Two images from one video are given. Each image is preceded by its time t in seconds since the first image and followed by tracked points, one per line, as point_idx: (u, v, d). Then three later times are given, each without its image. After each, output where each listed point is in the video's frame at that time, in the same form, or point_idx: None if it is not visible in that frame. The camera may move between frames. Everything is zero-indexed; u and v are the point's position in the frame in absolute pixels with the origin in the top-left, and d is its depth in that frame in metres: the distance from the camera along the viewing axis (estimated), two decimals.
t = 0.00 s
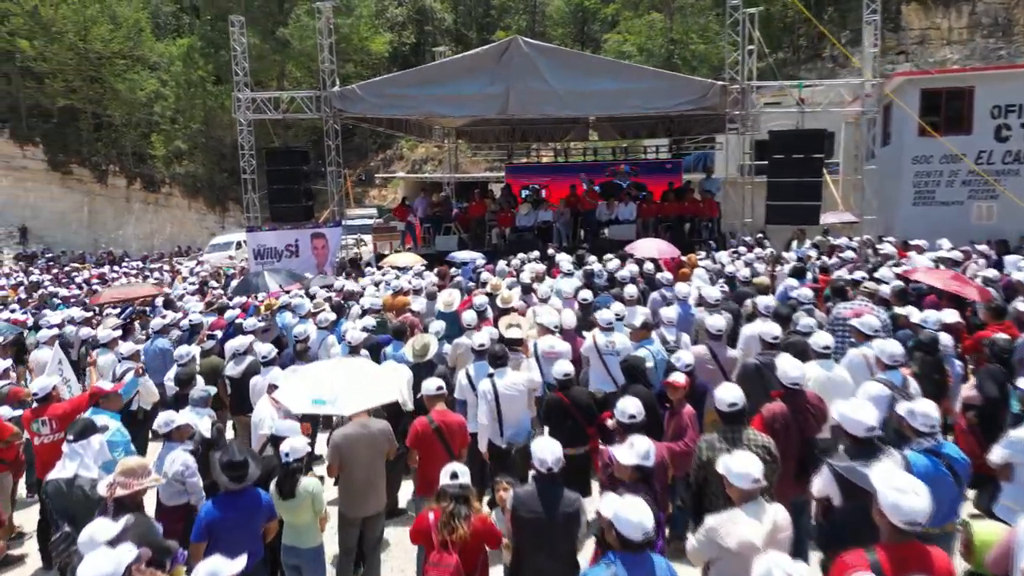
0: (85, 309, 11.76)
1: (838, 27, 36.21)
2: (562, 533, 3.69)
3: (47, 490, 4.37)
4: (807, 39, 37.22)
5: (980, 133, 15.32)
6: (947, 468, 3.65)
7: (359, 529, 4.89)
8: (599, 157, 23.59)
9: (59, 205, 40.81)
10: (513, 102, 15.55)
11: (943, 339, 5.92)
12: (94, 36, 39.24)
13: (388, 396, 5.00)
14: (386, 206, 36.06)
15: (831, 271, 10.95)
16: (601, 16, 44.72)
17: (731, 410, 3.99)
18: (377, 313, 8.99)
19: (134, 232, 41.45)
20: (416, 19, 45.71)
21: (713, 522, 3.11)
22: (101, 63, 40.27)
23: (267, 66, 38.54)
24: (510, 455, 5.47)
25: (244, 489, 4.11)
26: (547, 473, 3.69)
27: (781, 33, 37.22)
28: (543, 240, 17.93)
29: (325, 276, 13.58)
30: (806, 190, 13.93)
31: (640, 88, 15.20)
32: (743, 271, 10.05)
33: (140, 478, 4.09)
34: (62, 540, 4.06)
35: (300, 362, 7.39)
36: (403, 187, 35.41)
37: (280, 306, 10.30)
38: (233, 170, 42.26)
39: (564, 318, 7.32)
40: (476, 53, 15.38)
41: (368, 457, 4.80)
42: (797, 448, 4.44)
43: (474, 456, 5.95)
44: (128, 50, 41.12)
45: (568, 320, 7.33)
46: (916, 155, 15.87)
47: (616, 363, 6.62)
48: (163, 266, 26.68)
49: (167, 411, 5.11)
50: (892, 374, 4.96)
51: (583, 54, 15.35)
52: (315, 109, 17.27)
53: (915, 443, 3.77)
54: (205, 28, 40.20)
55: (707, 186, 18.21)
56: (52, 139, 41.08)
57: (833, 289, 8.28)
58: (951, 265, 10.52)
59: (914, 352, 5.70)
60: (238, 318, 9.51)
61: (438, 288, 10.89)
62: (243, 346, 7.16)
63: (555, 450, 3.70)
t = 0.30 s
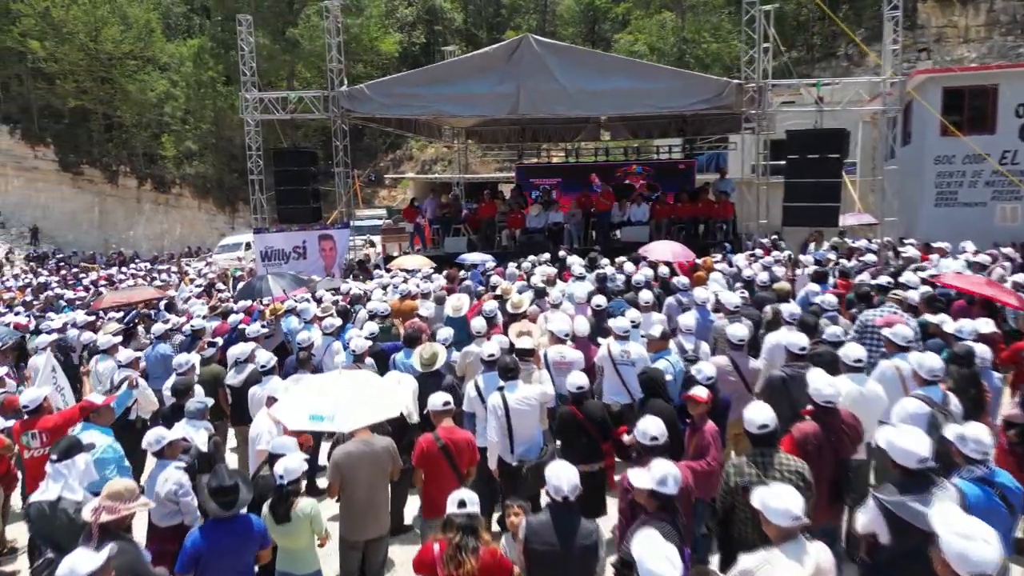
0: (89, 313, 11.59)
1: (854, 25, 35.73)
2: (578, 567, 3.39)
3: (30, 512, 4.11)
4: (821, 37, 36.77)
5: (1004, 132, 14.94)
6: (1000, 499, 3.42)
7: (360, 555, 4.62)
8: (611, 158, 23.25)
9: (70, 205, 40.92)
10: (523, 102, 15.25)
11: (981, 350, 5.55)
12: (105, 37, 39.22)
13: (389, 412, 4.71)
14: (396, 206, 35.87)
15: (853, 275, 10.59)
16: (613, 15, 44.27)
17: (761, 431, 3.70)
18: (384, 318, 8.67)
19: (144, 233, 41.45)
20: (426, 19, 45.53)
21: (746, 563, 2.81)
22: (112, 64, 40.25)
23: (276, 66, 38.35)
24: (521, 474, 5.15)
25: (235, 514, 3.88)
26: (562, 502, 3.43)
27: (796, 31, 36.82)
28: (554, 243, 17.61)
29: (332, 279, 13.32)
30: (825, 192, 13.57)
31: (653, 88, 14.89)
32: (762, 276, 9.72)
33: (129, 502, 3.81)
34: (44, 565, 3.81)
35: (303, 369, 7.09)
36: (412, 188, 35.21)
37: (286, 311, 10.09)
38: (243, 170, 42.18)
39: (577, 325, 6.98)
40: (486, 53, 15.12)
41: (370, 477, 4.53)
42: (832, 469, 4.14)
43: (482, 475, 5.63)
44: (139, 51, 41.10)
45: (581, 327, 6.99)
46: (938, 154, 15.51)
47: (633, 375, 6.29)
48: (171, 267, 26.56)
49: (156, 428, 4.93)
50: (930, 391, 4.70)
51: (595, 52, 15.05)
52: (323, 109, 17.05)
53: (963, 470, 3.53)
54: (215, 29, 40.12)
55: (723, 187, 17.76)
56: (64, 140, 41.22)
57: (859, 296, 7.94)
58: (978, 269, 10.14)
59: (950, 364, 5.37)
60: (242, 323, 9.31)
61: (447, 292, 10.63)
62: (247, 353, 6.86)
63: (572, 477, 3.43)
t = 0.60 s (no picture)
0: (87, 316, 11.36)
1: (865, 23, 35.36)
2: None
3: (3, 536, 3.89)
4: (832, 36, 36.44)
5: None
6: None
7: None
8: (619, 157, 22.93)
9: (77, 205, 40.86)
10: (530, 101, 14.95)
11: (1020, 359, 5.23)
12: (112, 37, 39.11)
13: (388, 427, 4.41)
14: (402, 207, 35.64)
15: (872, 278, 10.27)
16: (620, 14, 43.92)
17: (794, 453, 3.37)
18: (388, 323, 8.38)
19: (151, 233, 41.36)
20: (433, 18, 45.36)
21: None
22: (119, 65, 40.08)
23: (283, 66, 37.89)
24: (531, 492, 4.84)
25: (223, 541, 3.62)
26: (577, 532, 3.14)
27: (806, 30, 36.48)
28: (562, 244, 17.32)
29: (335, 281, 13.07)
30: (841, 191, 13.24)
31: (664, 85, 14.57)
32: (779, 279, 9.40)
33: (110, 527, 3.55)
34: None
35: (303, 376, 6.80)
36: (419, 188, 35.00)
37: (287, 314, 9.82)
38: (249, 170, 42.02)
39: (588, 329, 6.64)
40: (492, 50, 14.85)
41: (369, 496, 4.25)
42: (866, 491, 3.87)
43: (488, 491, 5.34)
44: (146, 52, 40.95)
45: (592, 333, 6.65)
46: (958, 153, 15.15)
47: (648, 384, 5.99)
48: (176, 268, 26.38)
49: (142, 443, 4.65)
50: (970, 406, 4.43)
51: (604, 49, 14.74)
52: (328, 108, 16.79)
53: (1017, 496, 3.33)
54: (222, 28, 39.95)
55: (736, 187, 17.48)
56: (71, 140, 41.20)
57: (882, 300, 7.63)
58: (1003, 272, 9.80)
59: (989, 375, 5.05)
60: (242, 327, 9.05)
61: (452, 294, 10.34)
62: (245, 359, 6.62)
63: (588, 505, 3.17)
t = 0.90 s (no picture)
0: (81, 320, 11.09)
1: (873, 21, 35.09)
2: None
3: None
4: (840, 34, 36.16)
5: None
6: None
7: None
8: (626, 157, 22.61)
9: (82, 205, 40.69)
10: (536, 98, 14.65)
11: None
12: (117, 37, 38.97)
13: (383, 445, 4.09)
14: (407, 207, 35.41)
15: (889, 280, 9.94)
16: (626, 13, 43.64)
17: (829, 476, 3.09)
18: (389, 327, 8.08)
19: (155, 233, 41.18)
20: (438, 17, 45.23)
21: None
22: (123, 65, 39.92)
23: (287, 66, 37.68)
24: (537, 511, 4.53)
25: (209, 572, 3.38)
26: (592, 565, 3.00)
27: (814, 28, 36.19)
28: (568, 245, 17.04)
29: (336, 283, 12.80)
30: (855, 190, 12.90)
31: (672, 82, 14.25)
32: (793, 281, 9.09)
33: (78, 556, 3.35)
34: None
35: (300, 384, 6.50)
36: (423, 188, 34.73)
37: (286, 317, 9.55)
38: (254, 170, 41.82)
39: (597, 334, 6.36)
40: (497, 48, 14.57)
41: (363, 518, 3.95)
42: (902, 514, 3.58)
43: (493, 508, 5.03)
44: (150, 52, 40.78)
45: (601, 338, 6.36)
46: (974, 152, 14.81)
47: (660, 393, 5.70)
48: (179, 269, 26.16)
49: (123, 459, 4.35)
50: (1012, 421, 4.13)
51: (610, 46, 14.45)
52: (331, 107, 16.51)
53: None
54: (226, 28, 39.80)
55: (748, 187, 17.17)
56: (76, 140, 41.09)
57: (904, 304, 7.31)
58: None
59: None
60: (239, 331, 8.79)
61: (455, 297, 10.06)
62: (240, 365, 6.33)
63: (605, 537, 3.03)
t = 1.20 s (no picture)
0: (75, 322, 10.86)
1: (882, 19, 34.76)
2: None
3: None
4: (849, 32, 35.77)
5: None
6: None
7: None
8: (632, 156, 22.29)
9: (86, 206, 40.57)
10: (541, 96, 14.37)
11: None
12: (121, 37, 38.82)
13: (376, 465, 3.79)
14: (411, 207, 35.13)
15: (906, 282, 9.62)
16: (632, 12, 43.28)
17: (870, 504, 2.80)
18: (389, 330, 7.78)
19: (159, 233, 40.99)
20: (442, 17, 45.02)
21: None
22: (127, 64, 39.78)
23: (291, 66, 37.39)
24: (544, 532, 4.26)
25: None
26: None
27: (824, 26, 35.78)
28: (574, 245, 16.75)
29: (338, 284, 12.53)
30: (869, 190, 12.57)
31: (681, 79, 13.91)
32: (807, 284, 8.80)
33: None
34: None
35: (296, 392, 6.21)
36: (427, 188, 34.49)
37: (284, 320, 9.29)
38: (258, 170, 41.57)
39: (606, 339, 6.08)
40: (502, 44, 14.29)
41: (358, 541, 3.67)
42: (942, 541, 3.29)
43: (496, 525, 4.76)
44: (155, 52, 40.58)
45: (611, 344, 6.08)
46: (991, 151, 14.49)
47: (674, 402, 5.42)
48: (182, 269, 25.98)
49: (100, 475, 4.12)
50: None
51: (617, 42, 14.14)
52: (333, 105, 16.24)
53: None
54: (230, 28, 39.57)
55: (759, 186, 16.86)
56: (80, 140, 40.97)
57: (927, 308, 7.02)
58: None
59: None
60: (235, 334, 8.54)
61: (459, 299, 9.79)
62: (233, 371, 6.03)
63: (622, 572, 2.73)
